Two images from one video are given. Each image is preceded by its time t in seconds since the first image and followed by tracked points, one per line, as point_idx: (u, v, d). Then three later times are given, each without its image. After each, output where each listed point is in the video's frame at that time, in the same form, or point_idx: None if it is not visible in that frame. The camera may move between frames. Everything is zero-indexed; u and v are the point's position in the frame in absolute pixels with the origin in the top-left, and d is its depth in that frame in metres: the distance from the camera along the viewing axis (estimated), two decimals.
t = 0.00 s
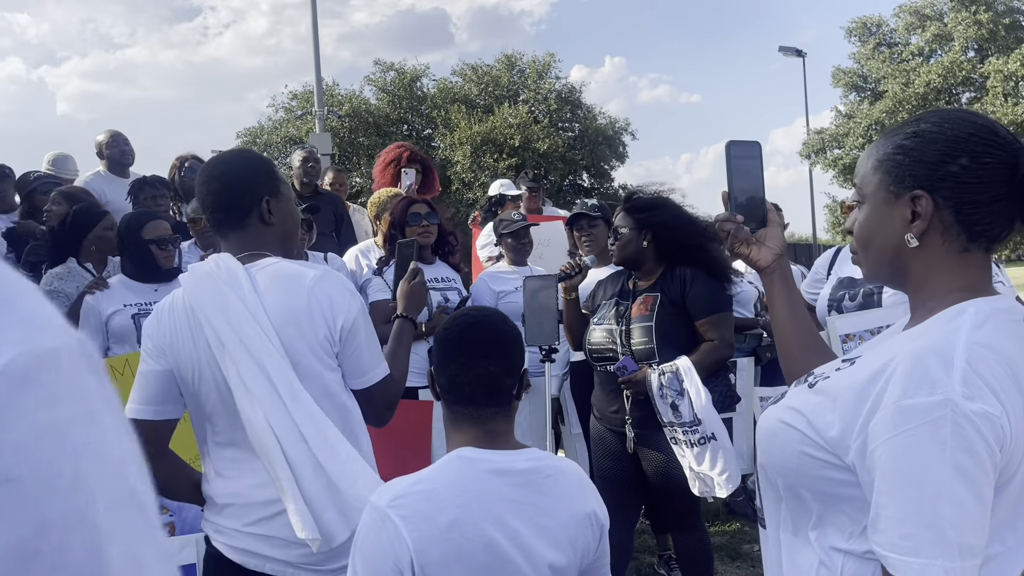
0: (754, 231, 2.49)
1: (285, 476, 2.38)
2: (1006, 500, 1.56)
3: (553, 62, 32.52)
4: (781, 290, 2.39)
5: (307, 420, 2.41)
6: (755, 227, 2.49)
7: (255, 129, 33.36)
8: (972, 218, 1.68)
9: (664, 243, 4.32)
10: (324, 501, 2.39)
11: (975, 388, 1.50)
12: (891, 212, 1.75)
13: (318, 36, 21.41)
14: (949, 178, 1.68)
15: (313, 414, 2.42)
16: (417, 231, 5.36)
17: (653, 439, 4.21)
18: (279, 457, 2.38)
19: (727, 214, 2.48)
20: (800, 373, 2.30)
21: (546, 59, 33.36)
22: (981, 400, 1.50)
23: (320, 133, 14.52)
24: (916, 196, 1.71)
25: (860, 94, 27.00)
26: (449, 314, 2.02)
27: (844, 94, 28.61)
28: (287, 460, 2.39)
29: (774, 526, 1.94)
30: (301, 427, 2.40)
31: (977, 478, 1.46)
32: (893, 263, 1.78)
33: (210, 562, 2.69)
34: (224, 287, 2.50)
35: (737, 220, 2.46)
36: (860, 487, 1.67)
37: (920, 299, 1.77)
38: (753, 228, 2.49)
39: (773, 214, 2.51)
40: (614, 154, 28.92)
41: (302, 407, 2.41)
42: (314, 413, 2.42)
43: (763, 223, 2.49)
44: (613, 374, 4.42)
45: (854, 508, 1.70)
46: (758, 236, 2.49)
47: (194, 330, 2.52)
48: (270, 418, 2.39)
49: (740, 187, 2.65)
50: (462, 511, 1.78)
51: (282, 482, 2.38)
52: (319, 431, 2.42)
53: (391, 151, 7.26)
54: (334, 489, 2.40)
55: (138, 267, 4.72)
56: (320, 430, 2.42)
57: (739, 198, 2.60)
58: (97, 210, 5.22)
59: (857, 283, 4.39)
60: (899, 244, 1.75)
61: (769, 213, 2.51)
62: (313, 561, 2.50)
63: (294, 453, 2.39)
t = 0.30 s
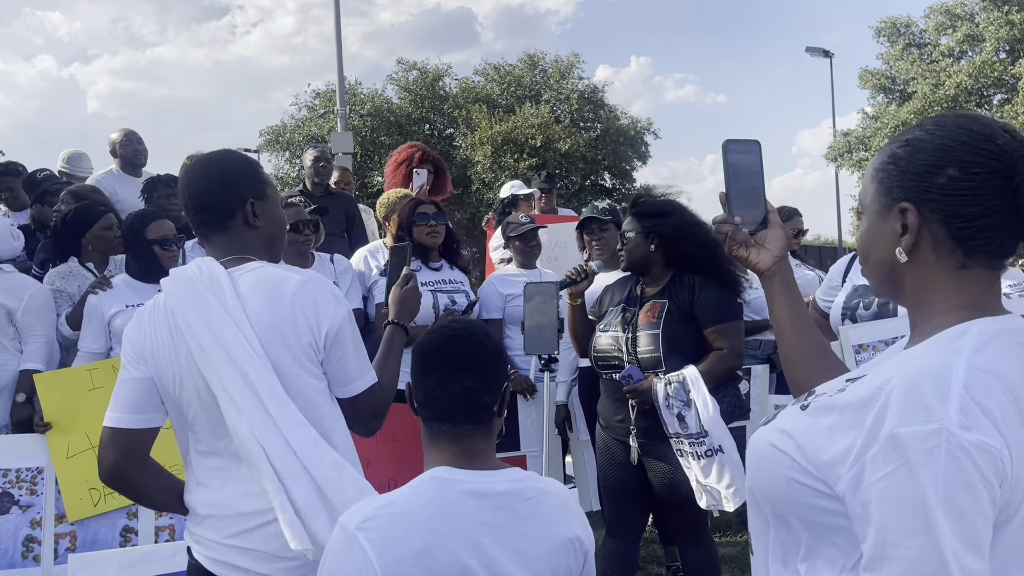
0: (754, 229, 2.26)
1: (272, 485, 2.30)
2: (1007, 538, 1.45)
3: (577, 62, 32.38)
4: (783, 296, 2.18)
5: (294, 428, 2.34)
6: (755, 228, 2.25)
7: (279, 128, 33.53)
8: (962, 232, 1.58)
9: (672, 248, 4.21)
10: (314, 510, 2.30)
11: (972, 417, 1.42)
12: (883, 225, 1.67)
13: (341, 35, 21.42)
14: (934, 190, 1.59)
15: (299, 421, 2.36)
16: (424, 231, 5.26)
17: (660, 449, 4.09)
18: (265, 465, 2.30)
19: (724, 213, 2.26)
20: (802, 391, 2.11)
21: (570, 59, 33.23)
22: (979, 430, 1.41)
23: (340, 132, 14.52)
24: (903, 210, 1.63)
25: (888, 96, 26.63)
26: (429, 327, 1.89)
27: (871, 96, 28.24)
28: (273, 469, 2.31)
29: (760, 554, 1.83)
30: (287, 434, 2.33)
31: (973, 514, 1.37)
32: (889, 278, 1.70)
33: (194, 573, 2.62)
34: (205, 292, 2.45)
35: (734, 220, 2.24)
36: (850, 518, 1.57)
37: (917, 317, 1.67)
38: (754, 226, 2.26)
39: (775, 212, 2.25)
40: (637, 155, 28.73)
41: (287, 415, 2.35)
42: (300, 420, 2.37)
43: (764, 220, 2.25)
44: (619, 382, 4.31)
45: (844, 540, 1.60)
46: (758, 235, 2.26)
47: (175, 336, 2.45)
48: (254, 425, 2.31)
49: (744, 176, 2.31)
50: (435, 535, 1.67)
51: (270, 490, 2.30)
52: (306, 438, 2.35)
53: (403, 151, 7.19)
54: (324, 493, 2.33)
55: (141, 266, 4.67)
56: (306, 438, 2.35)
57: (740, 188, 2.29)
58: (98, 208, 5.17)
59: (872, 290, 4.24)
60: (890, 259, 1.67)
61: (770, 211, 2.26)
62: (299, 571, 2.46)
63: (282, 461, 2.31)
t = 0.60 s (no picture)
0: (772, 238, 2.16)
1: (264, 495, 2.32)
2: (1016, 566, 1.39)
3: (596, 60, 32.27)
4: (801, 306, 2.06)
5: (290, 437, 2.34)
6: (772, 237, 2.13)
7: (298, 124, 33.65)
8: (969, 243, 1.51)
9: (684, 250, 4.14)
10: (305, 521, 2.32)
11: (975, 439, 1.37)
12: (896, 235, 1.62)
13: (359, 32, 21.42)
14: (940, 200, 1.53)
15: (296, 430, 2.35)
16: (435, 234, 5.22)
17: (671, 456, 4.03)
18: (258, 474, 2.32)
19: (740, 222, 2.16)
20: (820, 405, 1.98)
21: (589, 57, 33.11)
22: (982, 453, 1.36)
23: (358, 129, 14.52)
24: (912, 220, 1.58)
25: (910, 96, 26.37)
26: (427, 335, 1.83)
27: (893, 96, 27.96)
28: (266, 479, 2.33)
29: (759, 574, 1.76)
30: (283, 443, 2.33)
31: (972, 540, 1.33)
32: (902, 288, 1.64)
33: None
34: (206, 294, 2.43)
35: (750, 228, 2.14)
36: (852, 540, 1.50)
37: (928, 332, 1.60)
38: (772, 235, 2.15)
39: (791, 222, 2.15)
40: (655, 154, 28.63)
41: (284, 424, 2.34)
42: (297, 429, 2.36)
43: (782, 228, 2.15)
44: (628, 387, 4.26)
45: (847, 563, 1.53)
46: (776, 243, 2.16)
47: (175, 338, 2.43)
48: (250, 434, 2.31)
49: (760, 182, 2.21)
50: (432, 550, 1.63)
51: (262, 500, 2.32)
52: (302, 448, 2.35)
53: (416, 150, 7.16)
54: (318, 505, 2.35)
55: (149, 262, 4.66)
56: (302, 447, 2.35)
57: (756, 196, 2.19)
58: (103, 204, 5.18)
59: (889, 298, 4.18)
60: (902, 270, 1.62)
61: (788, 219, 2.16)
62: None
63: (275, 471, 2.32)
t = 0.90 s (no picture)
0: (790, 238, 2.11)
1: (261, 495, 2.28)
2: None
3: (605, 56, 32.15)
4: (820, 308, 2.02)
5: (289, 437, 2.29)
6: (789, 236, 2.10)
7: (308, 117, 33.65)
8: (999, 246, 1.46)
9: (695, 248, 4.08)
10: (301, 521, 2.30)
11: (1001, 451, 1.31)
12: (924, 235, 1.57)
13: (368, 27, 21.31)
14: (971, 198, 1.48)
15: (296, 429, 2.30)
16: (442, 229, 5.17)
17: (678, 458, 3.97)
18: (256, 473, 2.28)
19: (758, 219, 2.13)
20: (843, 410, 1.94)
21: (599, 53, 32.99)
22: (1008, 467, 1.30)
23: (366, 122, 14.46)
24: (941, 219, 1.53)
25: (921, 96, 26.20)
26: (431, 336, 1.78)
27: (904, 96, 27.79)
28: (263, 478, 2.29)
29: None
30: (281, 442, 2.29)
31: (993, 557, 1.29)
32: (929, 291, 1.59)
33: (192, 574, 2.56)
34: (209, 288, 2.38)
35: (769, 225, 2.11)
36: (870, 553, 1.44)
37: (955, 337, 1.54)
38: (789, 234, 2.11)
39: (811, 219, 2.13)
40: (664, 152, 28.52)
41: (284, 422, 2.29)
42: (297, 428, 2.31)
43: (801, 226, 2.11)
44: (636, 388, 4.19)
45: None
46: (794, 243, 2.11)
47: (176, 332, 2.39)
48: (249, 433, 2.27)
49: (775, 179, 2.20)
50: (435, 558, 1.58)
51: (259, 499, 2.29)
52: (301, 448, 2.30)
53: (424, 144, 7.10)
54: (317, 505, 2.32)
55: (156, 255, 4.62)
56: (302, 447, 2.30)
57: (773, 193, 2.18)
58: (111, 196, 5.17)
59: (903, 300, 4.15)
60: (929, 271, 1.57)
61: (808, 217, 2.12)
62: None
63: (273, 471, 2.28)
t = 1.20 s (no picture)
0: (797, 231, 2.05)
1: (256, 488, 2.20)
2: None
3: (603, 50, 32.03)
4: (828, 302, 1.94)
5: (284, 428, 2.22)
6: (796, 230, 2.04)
7: (304, 108, 33.50)
8: (1021, 239, 1.39)
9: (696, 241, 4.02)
10: (298, 516, 2.21)
11: None
12: (940, 228, 1.51)
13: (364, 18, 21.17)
14: (992, 188, 1.42)
15: (290, 420, 2.24)
16: (437, 220, 5.09)
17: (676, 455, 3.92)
18: (252, 465, 2.20)
19: (765, 211, 2.07)
20: (851, 407, 1.86)
21: (597, 47, 32.88)
22: None
23: (363, 114, 14.37)
24: (959, 210, 1.46)
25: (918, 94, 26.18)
26: (432, 327, 1.70)
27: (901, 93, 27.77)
28: (258, 470, 2.21)
29: None
30: (276, 434, 2.22)
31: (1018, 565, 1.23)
32: (945, 285, 1.52)
33: (180, 570, 2.49)
34: (201, 276, 2.31)
35: (776, 218, 2.05)
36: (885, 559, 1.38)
37: (971, 334, 1.47)
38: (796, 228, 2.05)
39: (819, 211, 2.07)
40: (661, 147, 28.45)
41: (277, 414, 2.23)
42: (291, 419, 2.24)
43: (809, 220, 2.05)
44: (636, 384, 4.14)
45: None
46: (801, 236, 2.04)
47: (166, 321, 2.31)
48: (243, 424, 2.20)
49: (782, 170, 2.15)
50: (427, 560, 1.51)
51: (255, 492, 2.20)
52: (296, 440, 2.24)
53: (421, 135, 7.02)
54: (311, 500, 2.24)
55: (144, 240, 4.54)
56: (296, 439, 2.24)
57: (781, 183, 2.12)
58: (109, 183, 5.07)
59: (906, 296, 4.11)
60: (945, 265, 1.50)
61: (815, 210, 2.06)
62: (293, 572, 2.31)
63: (268, 462, 2.20)
